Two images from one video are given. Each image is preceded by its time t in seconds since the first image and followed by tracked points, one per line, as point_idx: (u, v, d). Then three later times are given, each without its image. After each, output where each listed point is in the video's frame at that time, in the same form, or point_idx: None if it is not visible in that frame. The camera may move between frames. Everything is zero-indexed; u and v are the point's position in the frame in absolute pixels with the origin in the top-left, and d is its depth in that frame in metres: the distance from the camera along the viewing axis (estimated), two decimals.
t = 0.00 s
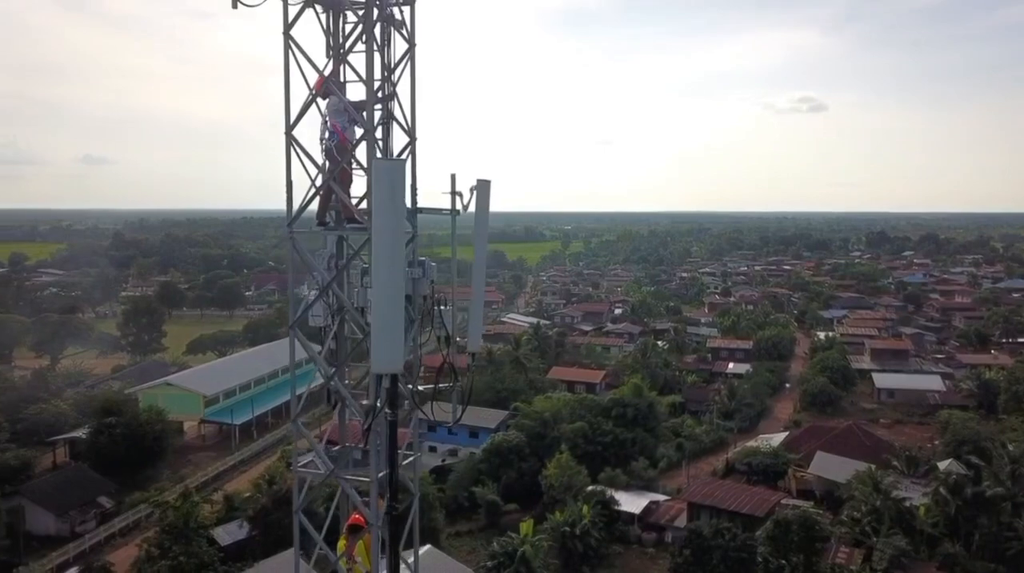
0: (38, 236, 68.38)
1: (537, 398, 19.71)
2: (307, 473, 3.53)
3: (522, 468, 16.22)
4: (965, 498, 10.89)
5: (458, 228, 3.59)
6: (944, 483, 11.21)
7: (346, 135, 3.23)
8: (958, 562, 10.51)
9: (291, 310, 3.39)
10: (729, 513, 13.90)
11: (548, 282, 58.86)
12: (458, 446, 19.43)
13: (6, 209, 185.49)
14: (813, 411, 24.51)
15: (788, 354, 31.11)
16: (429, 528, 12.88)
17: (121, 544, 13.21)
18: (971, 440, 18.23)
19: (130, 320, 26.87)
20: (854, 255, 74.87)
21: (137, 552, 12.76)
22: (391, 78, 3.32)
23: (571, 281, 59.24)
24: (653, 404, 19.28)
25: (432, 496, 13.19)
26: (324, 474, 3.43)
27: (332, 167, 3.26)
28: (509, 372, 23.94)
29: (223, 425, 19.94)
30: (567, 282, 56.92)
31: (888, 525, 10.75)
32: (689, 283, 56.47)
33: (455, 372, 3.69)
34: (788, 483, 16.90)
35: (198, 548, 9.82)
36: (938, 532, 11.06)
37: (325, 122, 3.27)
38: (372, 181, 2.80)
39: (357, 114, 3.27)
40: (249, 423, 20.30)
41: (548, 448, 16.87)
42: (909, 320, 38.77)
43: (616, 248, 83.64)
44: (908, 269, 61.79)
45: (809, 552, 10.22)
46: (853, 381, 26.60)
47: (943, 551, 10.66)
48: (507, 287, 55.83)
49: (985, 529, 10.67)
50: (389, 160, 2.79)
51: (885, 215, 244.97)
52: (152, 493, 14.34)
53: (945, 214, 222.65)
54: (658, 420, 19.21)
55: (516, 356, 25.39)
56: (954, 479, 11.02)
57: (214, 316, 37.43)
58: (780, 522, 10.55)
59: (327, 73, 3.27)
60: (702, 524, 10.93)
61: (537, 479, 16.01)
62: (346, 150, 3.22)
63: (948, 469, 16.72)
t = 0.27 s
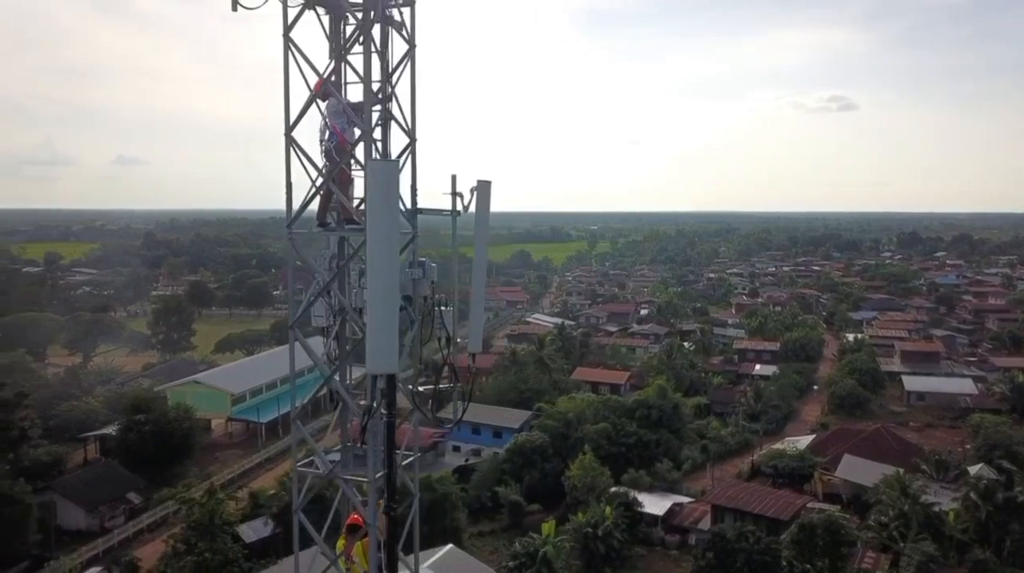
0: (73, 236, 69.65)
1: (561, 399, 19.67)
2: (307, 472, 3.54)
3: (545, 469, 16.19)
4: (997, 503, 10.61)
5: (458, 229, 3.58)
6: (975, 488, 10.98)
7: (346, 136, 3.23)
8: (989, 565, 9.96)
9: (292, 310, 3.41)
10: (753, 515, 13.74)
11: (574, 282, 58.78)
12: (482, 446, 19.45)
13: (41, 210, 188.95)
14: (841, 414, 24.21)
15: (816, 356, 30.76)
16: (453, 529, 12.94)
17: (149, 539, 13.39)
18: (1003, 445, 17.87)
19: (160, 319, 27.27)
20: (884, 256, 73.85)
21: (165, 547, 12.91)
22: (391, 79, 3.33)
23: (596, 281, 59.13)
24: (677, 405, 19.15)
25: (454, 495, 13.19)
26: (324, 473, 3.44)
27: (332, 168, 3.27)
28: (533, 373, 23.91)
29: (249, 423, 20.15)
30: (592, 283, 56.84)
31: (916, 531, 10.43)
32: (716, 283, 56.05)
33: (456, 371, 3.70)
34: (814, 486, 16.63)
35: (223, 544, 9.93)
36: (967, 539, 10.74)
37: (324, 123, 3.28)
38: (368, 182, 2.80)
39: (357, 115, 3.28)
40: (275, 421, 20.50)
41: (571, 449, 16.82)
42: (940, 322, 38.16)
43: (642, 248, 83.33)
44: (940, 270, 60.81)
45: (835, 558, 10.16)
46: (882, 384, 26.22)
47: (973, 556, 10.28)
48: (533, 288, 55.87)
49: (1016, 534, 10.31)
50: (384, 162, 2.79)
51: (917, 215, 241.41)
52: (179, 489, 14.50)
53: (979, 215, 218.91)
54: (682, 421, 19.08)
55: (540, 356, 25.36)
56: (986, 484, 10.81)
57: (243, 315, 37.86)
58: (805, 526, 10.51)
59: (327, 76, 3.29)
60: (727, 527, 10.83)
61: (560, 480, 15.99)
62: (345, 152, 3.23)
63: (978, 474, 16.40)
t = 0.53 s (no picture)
0: (98, 236, 70.48)
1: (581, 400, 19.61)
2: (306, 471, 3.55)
3: (563, 470, 16.15)
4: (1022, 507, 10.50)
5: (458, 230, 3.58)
6: (1001, 492, 10.78)
7: (346, 137, 3.25)
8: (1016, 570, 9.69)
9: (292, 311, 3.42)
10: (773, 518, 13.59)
11: (595, 283, 58.60)
12: (500, 446, 19.49)
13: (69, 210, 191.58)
14: (864, 416, 23.92)
15: (839, 358, 30.44)
16: (472, 528, 12.94)
17: (171, 536, 13.52)
18: None
19: (183, 318, 27.54)
20: (910, 257, 72.89)
21: (186, 544, 13.03)
22: (389, 81, 3.33)
23: (618, 282, 58.91)
24: (698, 407, 19.01)
25: (472, 494, 13.19)
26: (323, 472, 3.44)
27: (332, 170, 3.28)
28: (553, 373, 23.86)
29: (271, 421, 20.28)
30: (613, 284, 56.61)
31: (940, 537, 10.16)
32: (739, 284, 55.62)
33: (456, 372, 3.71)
34: (837, 489, 16.41)
35: (243, 542, 10.01)
36: (993, 543, 10.47)
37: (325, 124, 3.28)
38: (364, 183, 2.80)
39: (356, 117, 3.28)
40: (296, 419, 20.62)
41: (590, 450, 16.76)
42: (967, 324, 37.59)
43: (664, 249, 82.89)
44: (967, 271, 59.91)
45: (856, 564, 10.04)
46: (906, 386, 25.87)
47: (997, 561, 10.02)
48: (553, 288, 55.78)
49: None
50: (379, 163, 2.80)
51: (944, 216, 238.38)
52: (202, 486, 14.65)
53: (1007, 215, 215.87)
54: (702, 423, 18.95)
55: (559, 356, 25.31)
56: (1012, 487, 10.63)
57: (265, 314, 38.14)
58: (825, 528, 10.36)
59: (326, 78, 3.30)
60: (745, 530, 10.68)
61: (579, 480, 15.95)
62: (345, 153, 3.24)
63: (1004, 477, 16.10)
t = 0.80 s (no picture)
0: (125, 235, 71.37)
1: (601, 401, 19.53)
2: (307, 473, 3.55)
3: (582, 471, 16.09)
4: None
5: (460, 233, 3.57)
6: None
7: (346, 140, 3.26)
8: None
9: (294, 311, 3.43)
10: (794, 521, 13.45)
11: (616, 283, 58.39)
12: (520, 447, 19.48)
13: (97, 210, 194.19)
14: (889, 419, 23.61)
15: (863, 360, 30.08)
16: (490, 528, 12.96)
17: (192, 533, 13.66)
18: None
19: (207, 317, 27.79)
20: (938, 258, 71.86)
21: (207, 541, 13.15)
22: (389, 85, 3.33)
23: (640, 282, 58.62)
24: (719, 408, 18.86)
25: (491, 494, 13.19)
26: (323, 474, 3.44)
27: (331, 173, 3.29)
28: (573, 374, 23.79)
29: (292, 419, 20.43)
30: (635, 285, 56.34)
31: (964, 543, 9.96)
32: (762, 285, 55.14)
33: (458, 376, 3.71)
34: (859, 493, 16.26)
35: (262, 540, 10.10)
36: (1019, 549, 10.25)
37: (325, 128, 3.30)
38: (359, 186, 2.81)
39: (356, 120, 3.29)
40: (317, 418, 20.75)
41: (610, 451, 16.69)
42: (995, 326, 36.98)
43: (686, 249, 82.41)
44: (996, 273, 58.95)
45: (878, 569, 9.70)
46: (932, 389, 25.50)
47: None
48: (574, 289, 55.65)
49: None
50: (375, 167, 2.80)
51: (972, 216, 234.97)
52: (224, 484, 14.80)
53: None
54: (723, 425, 18.80)
55: (580, 357, 25.24)
56: None
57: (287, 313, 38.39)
58: (846, 533, 10.00)
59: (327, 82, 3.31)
60: (765, 532, 10.61)
61: (598, 482, 15.89)
62: (345, 157, 3.26)
63: None
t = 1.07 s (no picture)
0: (157, 235, 72.38)
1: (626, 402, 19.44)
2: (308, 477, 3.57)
3: (607, 473, 16.01)
4: None
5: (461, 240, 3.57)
6: None
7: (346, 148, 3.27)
8: None
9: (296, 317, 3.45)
10: (821, 526, 13.24)
11: (643, 284, 58.13)
12: (544, 447, 19.47)
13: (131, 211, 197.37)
14: (920, 423, 23.22)
15: (894, 363, 29.62)
16: (513, 530, 12.95)
17: (219, 530, 13.80)
18: None
19: (236, 316, 28.09)
20: (972, 260, 70.58)
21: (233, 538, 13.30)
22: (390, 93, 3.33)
23: (667, 283, 58.27)
24: (745, 411, 18.68)
25: (515, 495, 13.17)
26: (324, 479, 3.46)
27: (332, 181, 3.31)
28: (598, 375, 23.71)
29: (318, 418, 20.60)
30: (662, 286, 56.00)
31: (995, 549, 9.66)
32: (791, 286, 54.53)
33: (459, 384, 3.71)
34: (887, 497, 15.99)
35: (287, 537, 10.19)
36: None
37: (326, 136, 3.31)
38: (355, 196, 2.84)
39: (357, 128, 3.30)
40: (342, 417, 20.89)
41: (635, 453, 16.59)
42: None
43: (714, 250, 81.77)
44: None
45: None
46: (964, 393, 25.04)
47: None
48: (601, 289, 55.46)
49: None
50: (370, 177, 2.82)
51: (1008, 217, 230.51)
52: (250, 483, 14.97)
53: None
54: (750, 427, 18.60)
55: (605, 358, 25.15)
56: None
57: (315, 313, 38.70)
58: (874, 539, 9.81)
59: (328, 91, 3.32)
60: (790, 538, 10.56)
61: (623, 484, 15.81)
62: (346, 165, 3.28)
63: None
